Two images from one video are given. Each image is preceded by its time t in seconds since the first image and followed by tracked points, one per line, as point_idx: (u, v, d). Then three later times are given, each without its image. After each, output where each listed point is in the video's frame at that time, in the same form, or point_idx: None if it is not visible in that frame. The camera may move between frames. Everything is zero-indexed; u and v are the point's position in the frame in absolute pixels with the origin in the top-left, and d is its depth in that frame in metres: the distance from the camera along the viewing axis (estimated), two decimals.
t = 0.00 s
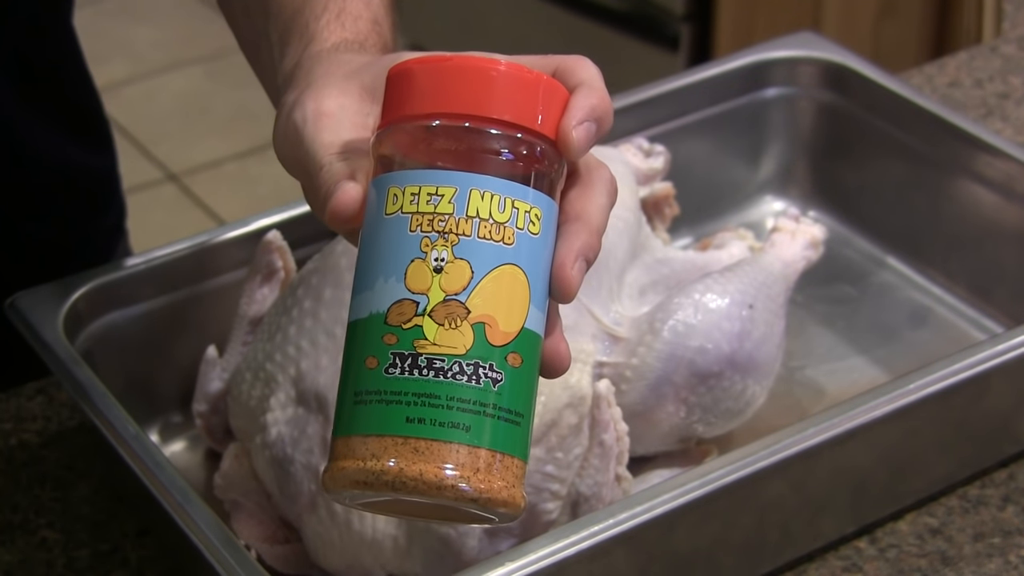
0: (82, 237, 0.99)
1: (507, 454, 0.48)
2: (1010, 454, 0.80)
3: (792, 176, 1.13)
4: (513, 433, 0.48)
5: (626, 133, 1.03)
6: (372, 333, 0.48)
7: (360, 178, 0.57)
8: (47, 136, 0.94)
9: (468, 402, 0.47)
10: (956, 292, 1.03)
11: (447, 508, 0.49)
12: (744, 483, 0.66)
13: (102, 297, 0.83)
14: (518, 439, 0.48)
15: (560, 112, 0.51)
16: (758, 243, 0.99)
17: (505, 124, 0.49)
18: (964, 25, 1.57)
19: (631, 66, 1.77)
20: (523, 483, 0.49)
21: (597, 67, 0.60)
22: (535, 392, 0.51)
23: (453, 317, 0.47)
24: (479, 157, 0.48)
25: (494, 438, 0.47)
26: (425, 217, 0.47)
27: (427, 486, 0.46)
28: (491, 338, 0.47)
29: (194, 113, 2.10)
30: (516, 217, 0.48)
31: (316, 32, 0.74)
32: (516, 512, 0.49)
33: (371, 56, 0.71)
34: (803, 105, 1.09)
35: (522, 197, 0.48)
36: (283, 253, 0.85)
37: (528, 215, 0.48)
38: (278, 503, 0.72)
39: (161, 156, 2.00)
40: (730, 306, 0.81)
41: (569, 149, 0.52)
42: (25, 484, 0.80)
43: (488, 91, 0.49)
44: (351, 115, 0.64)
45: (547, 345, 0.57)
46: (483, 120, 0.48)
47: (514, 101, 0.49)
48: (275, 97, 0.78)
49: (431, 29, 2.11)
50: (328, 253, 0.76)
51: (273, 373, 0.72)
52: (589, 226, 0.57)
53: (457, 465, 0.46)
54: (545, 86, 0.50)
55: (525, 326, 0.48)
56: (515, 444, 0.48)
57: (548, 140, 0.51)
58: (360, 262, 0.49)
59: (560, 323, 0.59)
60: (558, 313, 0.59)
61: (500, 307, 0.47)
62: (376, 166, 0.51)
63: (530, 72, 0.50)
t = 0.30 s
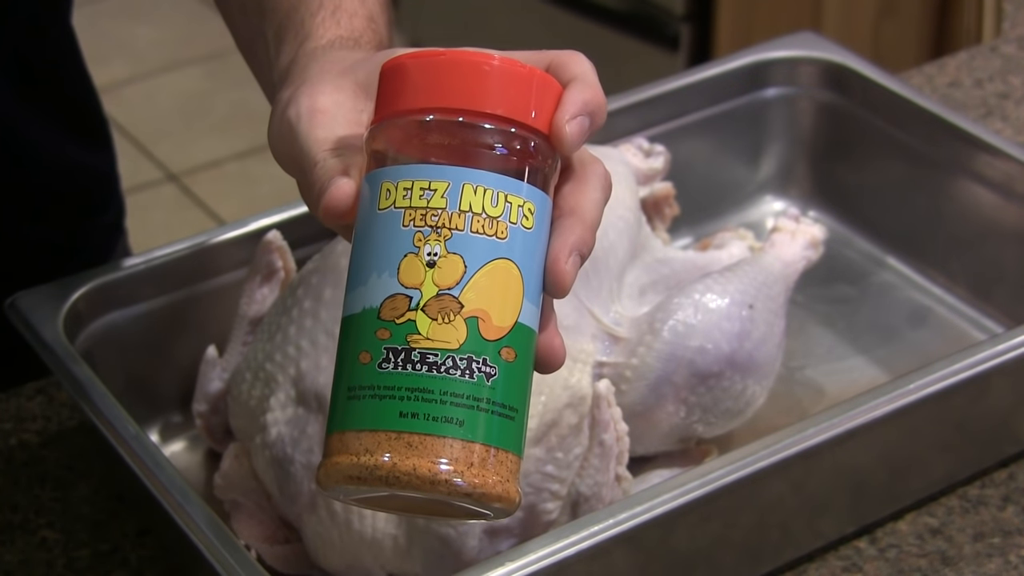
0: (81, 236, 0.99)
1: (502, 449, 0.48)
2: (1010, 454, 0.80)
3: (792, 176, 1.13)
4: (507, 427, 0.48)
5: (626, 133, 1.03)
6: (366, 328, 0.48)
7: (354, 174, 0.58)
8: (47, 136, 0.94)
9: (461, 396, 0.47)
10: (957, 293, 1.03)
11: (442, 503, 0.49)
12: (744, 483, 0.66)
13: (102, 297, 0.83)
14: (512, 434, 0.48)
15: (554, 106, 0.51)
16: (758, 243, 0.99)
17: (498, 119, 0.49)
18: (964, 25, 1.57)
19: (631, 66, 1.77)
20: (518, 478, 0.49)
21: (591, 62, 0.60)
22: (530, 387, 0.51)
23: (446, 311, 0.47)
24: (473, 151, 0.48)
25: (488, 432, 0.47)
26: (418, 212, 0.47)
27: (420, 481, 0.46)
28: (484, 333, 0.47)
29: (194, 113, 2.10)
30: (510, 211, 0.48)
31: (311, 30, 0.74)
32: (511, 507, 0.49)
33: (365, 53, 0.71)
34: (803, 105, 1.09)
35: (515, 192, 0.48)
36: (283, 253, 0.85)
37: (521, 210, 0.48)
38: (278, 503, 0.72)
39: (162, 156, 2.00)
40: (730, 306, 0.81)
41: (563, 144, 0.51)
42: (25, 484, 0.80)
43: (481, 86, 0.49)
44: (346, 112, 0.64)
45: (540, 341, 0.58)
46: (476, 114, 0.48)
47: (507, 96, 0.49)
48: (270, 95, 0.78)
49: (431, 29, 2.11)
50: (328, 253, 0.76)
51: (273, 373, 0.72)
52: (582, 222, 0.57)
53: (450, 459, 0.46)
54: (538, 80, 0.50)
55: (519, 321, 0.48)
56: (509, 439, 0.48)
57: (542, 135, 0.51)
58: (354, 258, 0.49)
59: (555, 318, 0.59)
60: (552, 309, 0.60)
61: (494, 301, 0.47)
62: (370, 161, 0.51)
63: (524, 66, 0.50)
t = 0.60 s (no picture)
0: (81, 237, 0.99)
1: (499, 447, 0.48)
2: (1010, 454, 0.80)
3: (792, 176, 1.13)
4: (505, 425, 0.48)
5: (626, 133, 1.03)
6: (363, 327, 0.48)
7: (352, 172, 0.58)
8: (46, 136, 0.94)
9: (459, 394, 0.47)
10: (957, 293, 1.03)
11: (440, 502, 0.49)
12: (744, 483, 0.66)
13: (101, 297, 0.83)
14: (509, 432, 0.48)
15: (552, 104, 0.51)
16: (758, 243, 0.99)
17: (495, 117, 0.49)
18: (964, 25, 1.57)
19: (631, 66, 1.77)
20: (516, 477, 0.49)
21: (589, 59, 0.60)
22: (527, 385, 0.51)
23: (444, 309, 0.47)
24: (471, 149, 0.48)
25: (486, 430, 0.47)
26: (415, 210, 0.47)
27: (418, 479, 0.46)
28: (482, 331, 0.47)
29: (194, 113, 2.10)
30: (506, 209, 0.48)
31: (309, 29, 0.74)
32: (509, 505, 0.49)
33: (362, 52, 0.71)
34: (803, 105, 1.09)
35: (512, 189, 0.48)
36: (283, 253, 0.85)
37: (518, 208, 0.48)
38: (278, 503, 0.72)
39: (162, 156, 2.00)
40: (730, 306, 0.81)
41: (560, 142, 0.52)
42: (25, 484, 0.80)
43: (479, 84, 0.49)
44: (343, 110, 0.64)
45: (538, 338, 0.58)
46: (474, 112, 0.48)
47: (505, 94, 0.49)
48: (269, 94, 0.78)
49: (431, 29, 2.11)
50: (327, 253, 0.76)
51: (272, 373, 0.72)
52: (580, 219, 0.57)
53: (448, 458, 0.46)
54: (536, 79, 0.50)
55: (517, 319, 0.48)
56: (507, 437, 0.48)
57: (539, 133, 0.51)
58: (351, 257, 0.49)
59: (552, 316, 0.59)
60: (550, 306, 0.59)
61: (491, 299, 0.47)
62: (367, 160, 0.51)
63: (521, 64, 0.50)
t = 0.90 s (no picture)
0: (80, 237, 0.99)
1: (507, 443, 0.48)
2: (1009, 454, 0.80)
3: (792, 176, 1.13)
4: (513, 422, 0.48)
5: (626, 133, 1.03)
6: (371, 324, 0.48)
7: (358, 171, 0.58)
8: (45, 137, 0.94)
9: (467, 391, 0.47)
10: (957, 293, 1.03)
11: (448, 499, 0.49)
12: (744, 483, 0.66)
13: (102, 297, 0.83)
14: (518, 428, 0.48)
15: (557, 102, 0.52)
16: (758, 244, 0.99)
17: (501, 115, 0.49)
18: (964, 25, 1.57)
19: (631, 66, 1.77)
20: (524, 474, 0.49)
21: (594, 58, 0.60)
22: (534, 382, 0.51)
23: (452, 307, 0.47)
24: (477, 146, 0.48)
25: (494, 427, 0.47)
26: (422, 208, 0.47)
27: (427, 477, 0.46)
28: (490, 328, 0.47)
29: (194, 113, 2.10)
30: (514, 206, 0.48)
31: (311, 28, 0.74)
32: (517, 502, 0.49)
33: (366, 51, 0.71)
34: (803, 105, 1.10)
35: (519, 186, 0.48)
36: (283, 253, 0.85)
37: (525, 205, 0.48)
38: (278, 503, 0.72)
39: (162, 156, 2.00)
40: (730, 306, 0.81)
41: (565, 139, 0.52)
42: (25, 484, 0.80)
43: (484, 82, 0.49)
44: (347, 109, 0.64)
45: (546, 335, 0.58)
46: (480, 110, 0.48)
47: (510, 91, 0.49)
48: (272, 94, 0.78)
49: (431, 29, 2.11)
50: (328, 253, 0.76)
51: (273, 373, 0.72)
52: (587, 216, 0.57)
53: (458, 455, 0.46)
54: (541, 76, 0.50)
55: (525, 316, 0.48)
56: (516, 433, 0.48)
57: (545, 130, 0.51)
58: (358, 255, 0.49)
59: (560, 313, 0.59)
60: (557, 304, 0.60)
61: (499, 296, 0.47)
62: (373, 158, 0.51)
63: (526, 61, 0.50)
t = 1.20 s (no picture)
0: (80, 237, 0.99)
1: (504, 438, 0.48)
2: (1010, 454, 0.80)
3: (792, 176, 1.13)
4: (511, 416, 0.48)
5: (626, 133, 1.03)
6: (369, 318, 0.48)
7: (357, 166, 0.57)
8: (45, 137, 0.94)
9: (464, 384, 0.47)
10: (957, 293, 1.03)
11: (445, 494, 0.49)
12: (744, 483, 0.66)
13: (102, 297, 0.83)
14: (515, 423, 0.48)
15: (557, 97, 0.52)
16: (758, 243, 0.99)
17: (501, 109, 0.49)
18: (964, 25, 1.57)
19: (632, 66, 1.77)
20: (521, 469, 0.49)
21: (594, 55, 0.60)
22: (533, 377, 0.51)
23: (450, 300, 0.47)
24: (476, 140, 0.48)
25: (491, 421, 0.47)
26: (421, 201, 0.47)
27: (423, 470, 0.46)
28: (488, 322, 0.47)
29: (194, 113, 2.10)
30: (512, 201, 0.48)
31: (311, 27, 0.74)
32: (514, 498, 0.49)
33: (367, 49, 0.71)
34: (803, 105, 1.10)
35: (519, 181, 0.48)
36: (283, 253, 0.85)
37: (524, 199, 0.48)
38: (278, 503, 0.72)
39: (162, 156, 2.00)
40: (730, 306, 0.81)
41: (565, 134, 0.52)
42: (25, 484, 0.80)
43: (484, 76, 0.49)
44: (347, 107, 0.64)
45: (545, 331, 0.57)
46: (479, 104, 0.48)
47: (510, 86, 0.49)
48: (272, 93, 0.78)
49: (431, 30, 2.11)
50: (328, 253, 0.76)
51: (273, 373, 0.72)
52: (586, 213, 0.57)
53: (454, 448, 0.46)
54: (542, 71, 0.50)
55: (522, 311, 0.48)
56: (513, 428, 0.48)
57: (545, 125, 0.51)
58: (357, 249, 0.49)
59: (558, 309, 0.59)
60: (556, 301, 0.59)
61: (497, 290, 0.47)
62: (373, 152, 0.51)
63: (527, 56, 0.50)
